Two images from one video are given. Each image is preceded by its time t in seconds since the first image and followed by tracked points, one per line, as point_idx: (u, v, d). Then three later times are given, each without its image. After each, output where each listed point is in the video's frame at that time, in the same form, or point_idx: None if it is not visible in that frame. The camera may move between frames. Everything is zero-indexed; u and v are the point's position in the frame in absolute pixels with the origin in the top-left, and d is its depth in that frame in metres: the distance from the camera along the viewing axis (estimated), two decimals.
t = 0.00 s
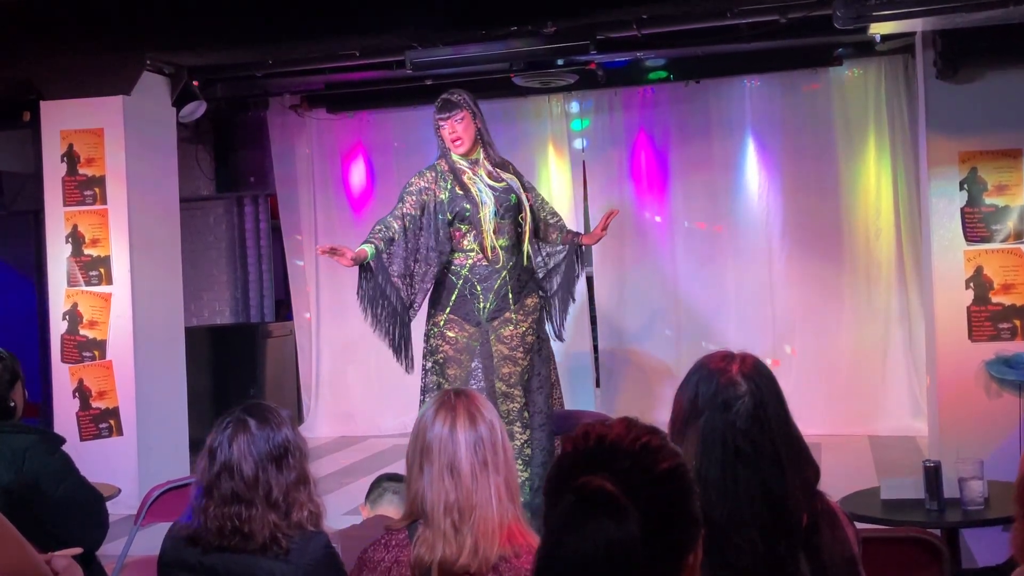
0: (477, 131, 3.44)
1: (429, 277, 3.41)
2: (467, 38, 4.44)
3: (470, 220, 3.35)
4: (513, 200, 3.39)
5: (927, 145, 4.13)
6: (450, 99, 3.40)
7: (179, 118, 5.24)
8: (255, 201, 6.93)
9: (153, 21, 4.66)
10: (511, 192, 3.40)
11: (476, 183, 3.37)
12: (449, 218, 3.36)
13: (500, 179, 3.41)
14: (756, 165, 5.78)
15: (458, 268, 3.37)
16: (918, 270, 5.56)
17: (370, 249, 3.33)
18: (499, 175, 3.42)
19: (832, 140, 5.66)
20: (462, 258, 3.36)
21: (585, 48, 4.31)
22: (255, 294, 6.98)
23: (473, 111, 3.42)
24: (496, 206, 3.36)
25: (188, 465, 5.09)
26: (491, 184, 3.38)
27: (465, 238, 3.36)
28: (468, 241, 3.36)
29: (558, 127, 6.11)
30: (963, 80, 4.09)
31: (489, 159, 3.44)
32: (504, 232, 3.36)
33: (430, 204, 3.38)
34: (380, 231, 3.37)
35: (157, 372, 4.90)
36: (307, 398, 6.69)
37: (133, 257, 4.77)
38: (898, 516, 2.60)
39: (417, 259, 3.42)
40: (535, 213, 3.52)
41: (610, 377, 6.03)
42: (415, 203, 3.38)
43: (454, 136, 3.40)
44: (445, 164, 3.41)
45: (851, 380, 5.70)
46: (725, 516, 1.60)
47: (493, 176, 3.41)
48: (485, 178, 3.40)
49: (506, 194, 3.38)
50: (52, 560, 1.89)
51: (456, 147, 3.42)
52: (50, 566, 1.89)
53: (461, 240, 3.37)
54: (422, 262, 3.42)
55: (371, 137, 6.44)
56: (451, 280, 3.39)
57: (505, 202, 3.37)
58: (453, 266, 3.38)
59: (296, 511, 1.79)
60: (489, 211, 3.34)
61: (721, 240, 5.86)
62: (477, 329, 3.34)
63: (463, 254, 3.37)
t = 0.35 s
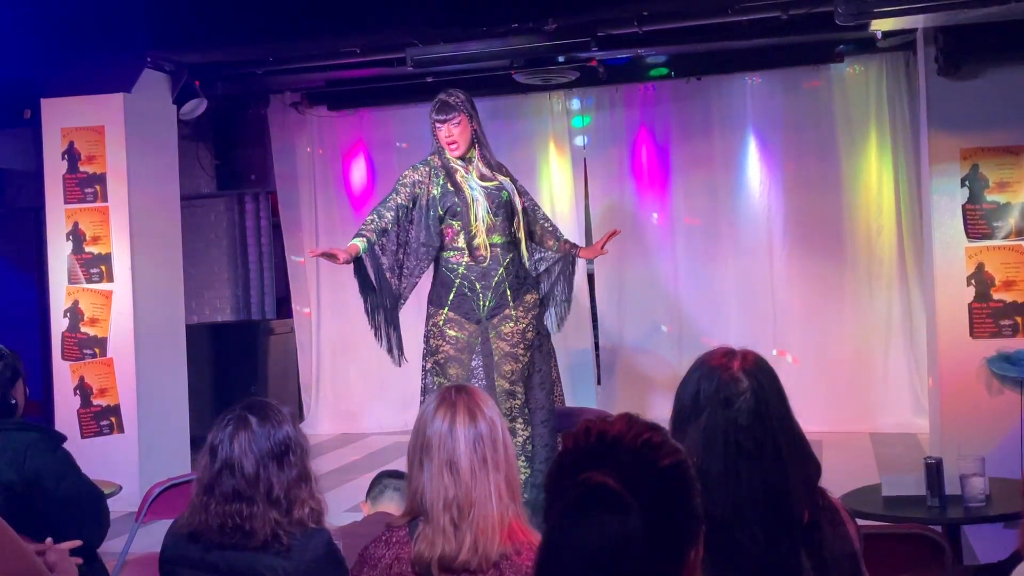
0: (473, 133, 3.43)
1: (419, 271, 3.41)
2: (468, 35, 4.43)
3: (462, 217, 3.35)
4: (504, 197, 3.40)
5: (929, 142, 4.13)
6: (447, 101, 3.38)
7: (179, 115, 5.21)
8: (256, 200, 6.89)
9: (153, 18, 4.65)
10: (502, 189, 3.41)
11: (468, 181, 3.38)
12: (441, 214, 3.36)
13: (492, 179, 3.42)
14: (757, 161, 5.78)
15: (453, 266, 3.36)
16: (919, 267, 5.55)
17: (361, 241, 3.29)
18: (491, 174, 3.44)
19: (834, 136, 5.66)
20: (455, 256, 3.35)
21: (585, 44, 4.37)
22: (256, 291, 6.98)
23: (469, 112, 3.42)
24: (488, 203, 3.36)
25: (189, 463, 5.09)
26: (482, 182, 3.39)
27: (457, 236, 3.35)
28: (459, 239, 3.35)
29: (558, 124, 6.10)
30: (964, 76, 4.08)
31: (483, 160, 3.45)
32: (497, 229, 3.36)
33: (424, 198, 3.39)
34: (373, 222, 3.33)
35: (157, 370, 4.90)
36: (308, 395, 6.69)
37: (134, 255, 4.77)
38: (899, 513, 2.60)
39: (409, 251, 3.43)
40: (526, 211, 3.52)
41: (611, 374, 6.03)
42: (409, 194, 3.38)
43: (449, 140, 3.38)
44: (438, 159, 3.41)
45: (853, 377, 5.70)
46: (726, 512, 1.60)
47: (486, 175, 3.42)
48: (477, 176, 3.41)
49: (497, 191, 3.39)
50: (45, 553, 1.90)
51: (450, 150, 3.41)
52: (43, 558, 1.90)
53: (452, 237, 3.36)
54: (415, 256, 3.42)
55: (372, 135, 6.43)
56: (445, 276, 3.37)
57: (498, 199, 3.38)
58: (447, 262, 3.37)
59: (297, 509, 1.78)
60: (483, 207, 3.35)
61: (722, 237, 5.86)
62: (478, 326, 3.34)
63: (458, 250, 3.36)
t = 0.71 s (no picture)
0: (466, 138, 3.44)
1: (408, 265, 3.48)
2: (466, 32, 4.42)
3: (441, 220, 3.36)
4: (485, 194, 3.38)
5: (926, 139, 4.13)
6: (452, 103, 3.40)
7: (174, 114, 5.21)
8: (253, 197, 6.92)
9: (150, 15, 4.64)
10: (479, 186, 3.39)
11: (449, 180, 3.39)
12: (423, 215, 3.39)
13: (476, 178, 3.41)
14: (755, 159, 5.78)
15: (441, 268, 3.37)
16: (917, 266, 5.55)
17: (346, 236, 3.34)
18: (476, 174, 3.42)
19: (833, 134, 5.66)
20: (438, 260, 3.38)
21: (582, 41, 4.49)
22: (254, 289, 6.98)
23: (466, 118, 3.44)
24: (467, 203, 3.36)
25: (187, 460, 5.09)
26: (463, 182, 3.39)
27: (437, 239, 3.36)
28: (440, 243, 3.36)
29: (556, 121, 6.10)
30: (961, 74, 4.08)
31: (471, 165, 3.43)
32: (479, 227, 3.35)
33: (407, 197, 3.41)
34: (358, 216, 3.39)
35: (155, 368, 4.90)
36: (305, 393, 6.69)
37: (131, 253, 4.77)
38: (897, 510, 2.60)
39: (394, 246, 3.47)
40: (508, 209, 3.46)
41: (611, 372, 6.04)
42: (391, 193, 3.41)
43: (443, 141, 3.39)
44: (421, 160, 3.43)
45: (851, 375, 5.70)
46: (723, 509, 1.60)
47: (469, 174, 3.41)
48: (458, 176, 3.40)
49: (475, 189, 3.38)
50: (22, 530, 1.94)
51: (439, 151, 3.40)
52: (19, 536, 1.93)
53: (434, 239, 3.37)
54: (400, 249, 3.47)
55: (369, 132, 6.44)
56: (436, 275, 3.40)
57: (477, 197, 3.37)
58: (436, 262, 3.39)
59: (295, 507, 1.78)
60: (461, 206, 3.35)
61: (720, 235, 5.85)
62: (477, 324, 3.34)
63: (446, 250, 3.36)
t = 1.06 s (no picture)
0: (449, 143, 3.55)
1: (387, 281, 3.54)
2: (466, 30, 4.41)
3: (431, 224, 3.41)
4: (469, 192, 3.41)
5: (926, 137, 4.13)
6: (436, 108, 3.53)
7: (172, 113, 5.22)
8: (252, 195, 6.90)
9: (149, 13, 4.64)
10: (461, 186, 3.41)
11: (435, 186, 3.42)
12: (410, 227, 3.46)
13: (462, 176, 3.44)
14: (754, 156, 5.78)
15: (440, 267, 3.39)
16: (916, 264, 5.56)
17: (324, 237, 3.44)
18: (459, 175, 3.44)
19: (832, 133, 5.66)
20: (439, 262, 3.38)
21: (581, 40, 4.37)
22: (253, 287, 6.98)
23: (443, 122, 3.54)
24: (451, 205, 3.39)
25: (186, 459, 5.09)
26: (447, 184, 3.41)
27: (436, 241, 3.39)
28: (437, 244, 3.39)
29: (555, 119, 6.09)
30: (960, 72, 4.08)
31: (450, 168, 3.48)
32: (468, 227, 3.38)
33: (391, 207, 3.47)
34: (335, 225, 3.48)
35: (155, 366, 4.90)
36: (304, 391, 6.70)
37: (131, 252, 4.77)
38: (896, 508, 2.60)
39: (373, 256, 3.53)
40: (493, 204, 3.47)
41: (611, 369, 6.04)
42: (370, 212, 3.48)
43: (436, 139, 3.47)
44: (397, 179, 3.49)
45: (850, 373, 5.71)
46: (722, 508, 1.60)
47: (453, 176, 3.44)
48: (438, 179, 3.44)
49: (459, 189, 3.40)
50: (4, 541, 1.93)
51: (428, 154, 3.47)
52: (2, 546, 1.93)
53: (429, 244, 3.41)
54: (376, 262, 3.53)
55: (368, 131, 6.43)
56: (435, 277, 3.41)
57: (459, 197, 3.39)
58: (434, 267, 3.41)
59: (295, 506, 1.78)
60: (443, 211, 3.39)
61: (719, 233, 5.86)
62: (477, 322, 3.35)
63: (440, 252, 3.39)
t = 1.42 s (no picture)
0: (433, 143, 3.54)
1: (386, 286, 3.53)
2: (464, 27, 4.40)
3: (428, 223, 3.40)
4: (462, 186, 3.39)
5: (925, 135, 4.13)
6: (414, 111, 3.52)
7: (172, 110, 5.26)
8: (251, 192, 6.91)
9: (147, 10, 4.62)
10: (455, 182, 3.40)
11: (425, 186, 3.40)
12: (408, 231, 3.43)
13: (450, 172, 3.43)
14: (753, 152, 5.78)
15: (439, 265, 3.40)
16: (914, 261, 5.56)
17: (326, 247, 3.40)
18: (449, 171, 3.43)
19: (831, 130, 5.66)
20: (438, 260, 3.40)
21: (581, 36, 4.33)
22: (251, 285, 6.97)
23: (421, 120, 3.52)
24: (445, 202, 3.38)
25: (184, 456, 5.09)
26: (437, 182, 3.40)
27: (435, 238, 3.39)
28: (435, 242, 3.40)
29: (554, 117, 6.09)
30: (959, 70, 4.08)
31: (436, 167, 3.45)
32: (463, 223, 3.38)
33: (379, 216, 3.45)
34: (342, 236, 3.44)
35: (153, 364, 4.89)
36: (303, 388, 6.70)
37: (129, 249, 4.76)
38: (894, 505, 2.60)
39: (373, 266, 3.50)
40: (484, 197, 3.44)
41: (610, 367, 6.05)
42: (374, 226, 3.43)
43: (418, 140, 3.47)
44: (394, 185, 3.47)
45: (848, 371, 5.71)
46: (721, 506, 1.60)
47: (441, 173, 3.42)
48: (429, 177, 3.41)
49: (452, 185, 3.39)
50: None
51: (412, 155, 3.46)
52: None
53: (428, 243, 3.41)
54: (368, 276, 3.53)
55: (367, 129, 6.42)
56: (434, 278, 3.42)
57: (452, 192, 3.38)
58: (433, 267, 3.42)
59: (294, 503, 1.78)
60: (434, 207, 3.39)
61: (718, 230, 5.85)
62: (476, 320, 3.37)
63: (439, 250, 3.39)
